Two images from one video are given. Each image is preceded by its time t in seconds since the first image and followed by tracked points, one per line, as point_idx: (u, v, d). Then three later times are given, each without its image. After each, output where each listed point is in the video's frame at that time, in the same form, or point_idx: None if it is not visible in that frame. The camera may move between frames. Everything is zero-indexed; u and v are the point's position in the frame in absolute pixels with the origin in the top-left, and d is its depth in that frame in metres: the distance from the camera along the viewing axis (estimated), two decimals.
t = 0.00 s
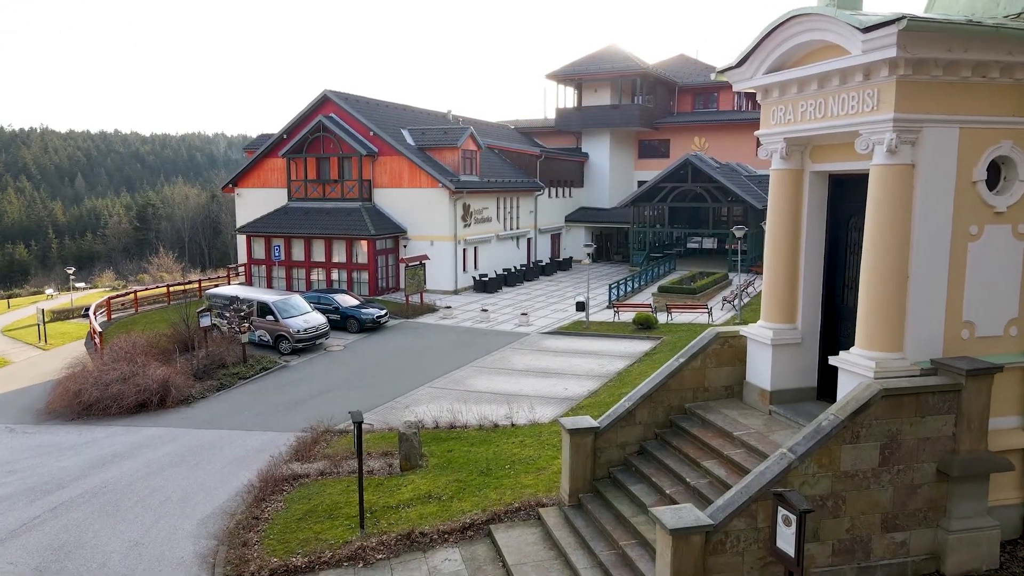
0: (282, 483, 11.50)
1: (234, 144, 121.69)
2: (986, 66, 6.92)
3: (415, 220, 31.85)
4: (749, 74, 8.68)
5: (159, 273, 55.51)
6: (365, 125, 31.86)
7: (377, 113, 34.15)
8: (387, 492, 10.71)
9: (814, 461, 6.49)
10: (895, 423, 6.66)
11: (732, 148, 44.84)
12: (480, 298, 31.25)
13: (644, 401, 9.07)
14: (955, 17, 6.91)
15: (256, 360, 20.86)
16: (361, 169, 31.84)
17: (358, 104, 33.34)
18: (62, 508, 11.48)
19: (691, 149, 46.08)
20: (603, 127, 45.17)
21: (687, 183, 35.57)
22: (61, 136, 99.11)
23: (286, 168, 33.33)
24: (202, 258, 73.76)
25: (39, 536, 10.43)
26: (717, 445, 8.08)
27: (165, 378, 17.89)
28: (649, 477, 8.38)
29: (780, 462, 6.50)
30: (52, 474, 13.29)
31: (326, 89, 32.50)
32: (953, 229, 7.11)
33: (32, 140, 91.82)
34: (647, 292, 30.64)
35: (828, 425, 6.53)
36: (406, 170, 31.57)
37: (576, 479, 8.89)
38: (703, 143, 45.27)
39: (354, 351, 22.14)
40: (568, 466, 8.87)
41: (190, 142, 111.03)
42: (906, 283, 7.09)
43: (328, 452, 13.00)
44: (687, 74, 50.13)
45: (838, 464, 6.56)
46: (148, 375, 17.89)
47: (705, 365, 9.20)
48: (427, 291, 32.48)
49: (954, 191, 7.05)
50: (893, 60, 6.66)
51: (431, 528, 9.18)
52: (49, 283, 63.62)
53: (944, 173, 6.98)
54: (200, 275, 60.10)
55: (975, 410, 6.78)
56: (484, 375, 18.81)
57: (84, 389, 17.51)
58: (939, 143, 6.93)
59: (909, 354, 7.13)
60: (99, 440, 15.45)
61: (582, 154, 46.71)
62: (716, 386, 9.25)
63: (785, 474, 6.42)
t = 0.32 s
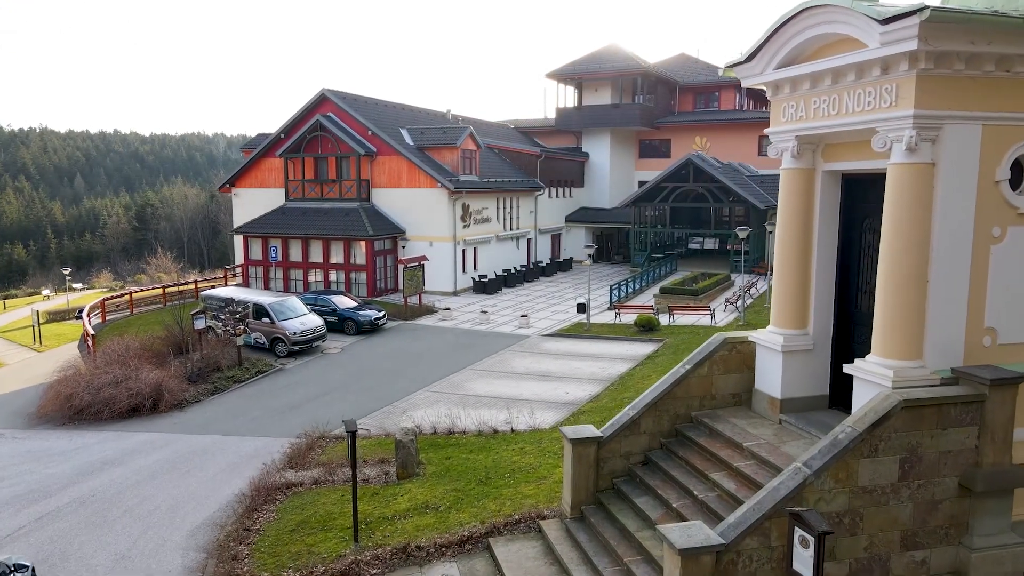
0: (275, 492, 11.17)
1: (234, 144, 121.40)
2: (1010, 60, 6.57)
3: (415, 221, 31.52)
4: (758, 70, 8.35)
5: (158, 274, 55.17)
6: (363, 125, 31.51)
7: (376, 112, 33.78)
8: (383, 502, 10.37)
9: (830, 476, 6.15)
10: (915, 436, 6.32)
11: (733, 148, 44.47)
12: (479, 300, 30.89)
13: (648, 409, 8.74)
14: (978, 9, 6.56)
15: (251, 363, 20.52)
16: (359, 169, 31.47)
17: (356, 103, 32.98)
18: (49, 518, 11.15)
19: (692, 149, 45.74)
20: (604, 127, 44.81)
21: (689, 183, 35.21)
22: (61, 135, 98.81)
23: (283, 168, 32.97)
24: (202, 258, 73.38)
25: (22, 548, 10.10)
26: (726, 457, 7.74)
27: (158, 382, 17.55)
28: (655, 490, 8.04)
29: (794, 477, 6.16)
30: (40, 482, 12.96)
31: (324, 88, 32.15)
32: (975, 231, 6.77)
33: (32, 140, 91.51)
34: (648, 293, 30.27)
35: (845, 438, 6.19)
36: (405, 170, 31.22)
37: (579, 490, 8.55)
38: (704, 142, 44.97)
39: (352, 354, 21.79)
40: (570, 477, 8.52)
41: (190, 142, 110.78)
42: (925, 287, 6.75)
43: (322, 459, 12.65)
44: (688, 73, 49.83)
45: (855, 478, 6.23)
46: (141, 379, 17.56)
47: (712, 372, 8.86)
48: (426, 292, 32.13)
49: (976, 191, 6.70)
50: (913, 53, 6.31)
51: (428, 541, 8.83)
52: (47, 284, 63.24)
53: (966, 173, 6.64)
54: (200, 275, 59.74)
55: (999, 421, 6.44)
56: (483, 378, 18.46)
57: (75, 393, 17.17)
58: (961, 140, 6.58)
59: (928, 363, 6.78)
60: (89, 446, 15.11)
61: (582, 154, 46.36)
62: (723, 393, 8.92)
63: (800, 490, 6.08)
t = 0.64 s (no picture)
0: (266, 502, 10.83)
1: (233, 143, 120.99)
2: None
3: (413, 221, 31.16)
4: (768, 65, 8.00)
5: (156, 274, 54.78)
6: (360, 124, 31.15)
7: (374, 111, 33.41)
8: (377, 514, 10.02)
9: (847, 494, 5.81)
10: (937, 451, 5.98)
11: (735, 148, 44.11)
12: (479, 301, 30.54)
13: (653, 419, 8.38)
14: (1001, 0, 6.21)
15: (246, 366, 20.17)
16: (356, 169, 31.11)
17: (354, 103, 32.62)
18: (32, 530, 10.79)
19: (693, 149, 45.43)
20: (604, 126, 44.47)
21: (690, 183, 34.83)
22: (60, 135, 98.44)
23: (280, 168, 32.60)
24: (201, 258, 72.96)
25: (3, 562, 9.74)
26: (735, 470, 7.40)
27: (150, 386, 17.17)
28: (660, 505, 7.69)
29: (810, 494, 5.80)
30: (26, 491, 12.60)
31: (321, 87, 31.78)
32: (999, 234, 6.42)
33: (31, 140, 91.11)
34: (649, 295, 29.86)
35: (863, 454, 5.84)
36: (403, 170, 30.86)
37: (580, 504, 8.19)
38: (705, 142, 44.67)
39: (349, 357, 21.44)
40: (571, 490, 8.15)
41: (189, 142, 110.42)
42: (946, 293, 6.40)
43: (315, 468, 12.29)
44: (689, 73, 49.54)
45: (874, 496, 5.88)
46: (133, 383, 17.18)
47: (719, 381, 8.52)
48: (425, 293, 31.79)
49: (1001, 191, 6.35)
50: (934, 46, 5.97)
51: (422, 557, 8.45)
52: (45, 285, 62.77)
53: (989, 173, 6.29)
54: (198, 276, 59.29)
55: None
56: (482, 382, 18.11)
57: (65, 398, 16.79)
58: (984, 139, 6.24)
59: (949, 373, 6.44)
60: (78, 452, 14.74)
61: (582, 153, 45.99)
62: (730, 403, 8.58)
63: (816, 508, 5.72)
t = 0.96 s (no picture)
0: (256, 512, 10.48)
1: (233, 143, 120.59)
2: None
3: (412, 222, 30.78)
4: (780, 58, 7.65)
5: (153, 275, 54.36)
6: (358, 123, 30.78)
7: (372, 110, 33.03)
8: (371, 525, 9.66)
9: (866, 513, 5.45)
10: (963, 467, 5.62)
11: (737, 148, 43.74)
12: (478, 303, 30.15)
13: (658, 428, 8.02)
14: None
15: (241, 369, 19.81)
16: (354, 168, 30.76)
17: (352, 101, 32.25)
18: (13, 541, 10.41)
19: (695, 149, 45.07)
20: (605, 126, 44.08)
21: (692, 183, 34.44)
22: (59, 135, 98.07)
23: (277, 167, 32.25)
24: (201, 259, 72.56)
25: None
26: (745, 485, 7.04)
27: (142, 391, 16.81)
28: (666, 519, 7.32)
29: (828, 512, 5.43)
30: (10, 499, 12.24)
31: (319, 85, 31.41)
32: None
33: (29, 140, 90.67)
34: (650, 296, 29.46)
35: (884, 470, 5.48)
36: (401, 169, 30.49)
37: (582, 518, 7.81)
38: (707, 142, 44.33)
39: (345, 359, 21.09)
40: (573, 504, 7.77)
41: (189, 142, 110.15)
42: (970, 299, 6.04)
43: (308, 476, 11.94)
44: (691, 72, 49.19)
45: (895, 516, 5.52)
46: (124, 387, 16.83)
47: (727, 388, 8.16)
48: (424, 294, 31.42)
49: None
50: (960, 35, 5.62)
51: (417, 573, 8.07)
52: (43, 285, 62.23)
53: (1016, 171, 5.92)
54: (196, 276, 58.84)
55: None
56: (481, 386, 17.74)
57: (55, 402, 16.42)
58: (1011, 135, 5.87)
59: (973, 383, 6.08)
60: (66, 459, 14.37)
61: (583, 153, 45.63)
62: (739, 411, 8.23)
63: (834, 528, 5.35)
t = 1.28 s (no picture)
0: (247, 524, 10.11)
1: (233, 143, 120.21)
2: None
3: (411, 223, 30.40)
4: (794, 51, 7.28)
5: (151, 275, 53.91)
6: (356, 122, 30.40)
7: (371, 109, 32.63)
8: (365, 539, 9.28)
9: (892, 536, 5.09)
10: (994, 486, 5.25)
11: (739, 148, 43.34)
12: (478, 304, 29.77)
13: (665, 439, 7.64)
14: None
15: (235, 372, 19.43)
16: (352, 168, 30.39)
17: (350, 100, 31.86)
18: None
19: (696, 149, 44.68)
20: (605, 125, 43.70)
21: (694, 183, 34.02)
22: (59, 135, 97.72)
23: (274, 167, 31.87)
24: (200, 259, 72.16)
25: None
26: (758, 501, 6.66)
27: (134, 395, 16.44)
28: (673, 537, 6.94)
29: (852, 535, 5.06)
30: None
31: (316, 84, 31.02)
32: None
33: (28, 140, 90.21)
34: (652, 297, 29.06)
35: (912, 490, 5.11)
36: (400, 169, 30.10)
37: (585, 534, 7.42)
38: (709, 141, 43.94)
39: (342, 363, 20.71)
40: (575, 519, 7.38)
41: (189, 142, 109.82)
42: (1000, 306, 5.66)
43: (301, 485, 11.56)
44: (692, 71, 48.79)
45: (923, 539, 5.16)
46: (116, 391, 16.46)
47: (737, 397, 7.79)
48: (423, 295, 31.04)
49: None
50: (990, 24, 5.27)
51: None
52: (40, 286, 61.73)
53: None
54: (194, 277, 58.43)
55: None
56: (480, 390, 17.35)
57: (44, 406, 16.04)
58: None
59: (1002, 397, 5.71)
60: (54, 466, 14.00)
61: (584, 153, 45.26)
62: (749, 421, 7.86)
63: (859, 553, 4.98)
